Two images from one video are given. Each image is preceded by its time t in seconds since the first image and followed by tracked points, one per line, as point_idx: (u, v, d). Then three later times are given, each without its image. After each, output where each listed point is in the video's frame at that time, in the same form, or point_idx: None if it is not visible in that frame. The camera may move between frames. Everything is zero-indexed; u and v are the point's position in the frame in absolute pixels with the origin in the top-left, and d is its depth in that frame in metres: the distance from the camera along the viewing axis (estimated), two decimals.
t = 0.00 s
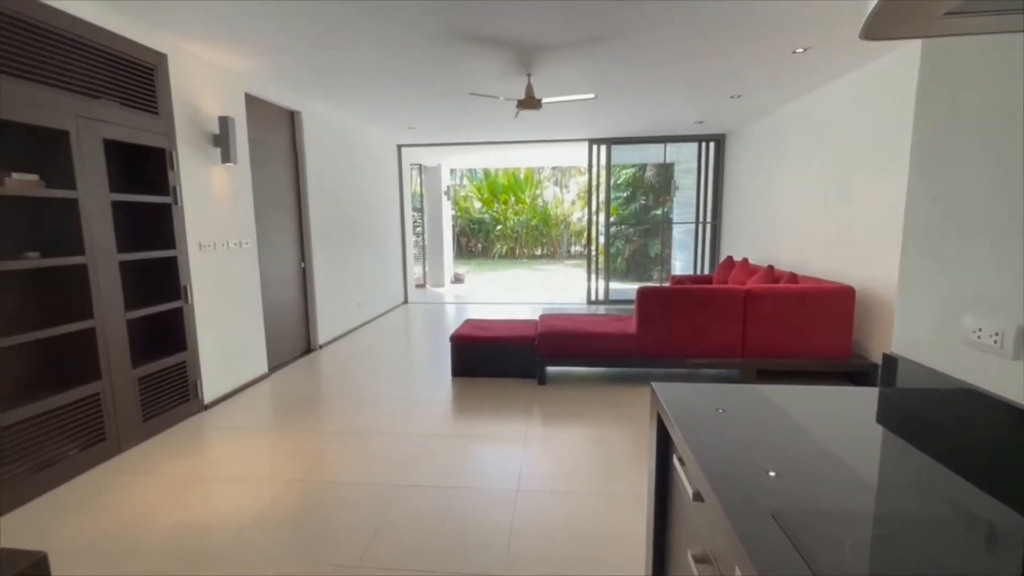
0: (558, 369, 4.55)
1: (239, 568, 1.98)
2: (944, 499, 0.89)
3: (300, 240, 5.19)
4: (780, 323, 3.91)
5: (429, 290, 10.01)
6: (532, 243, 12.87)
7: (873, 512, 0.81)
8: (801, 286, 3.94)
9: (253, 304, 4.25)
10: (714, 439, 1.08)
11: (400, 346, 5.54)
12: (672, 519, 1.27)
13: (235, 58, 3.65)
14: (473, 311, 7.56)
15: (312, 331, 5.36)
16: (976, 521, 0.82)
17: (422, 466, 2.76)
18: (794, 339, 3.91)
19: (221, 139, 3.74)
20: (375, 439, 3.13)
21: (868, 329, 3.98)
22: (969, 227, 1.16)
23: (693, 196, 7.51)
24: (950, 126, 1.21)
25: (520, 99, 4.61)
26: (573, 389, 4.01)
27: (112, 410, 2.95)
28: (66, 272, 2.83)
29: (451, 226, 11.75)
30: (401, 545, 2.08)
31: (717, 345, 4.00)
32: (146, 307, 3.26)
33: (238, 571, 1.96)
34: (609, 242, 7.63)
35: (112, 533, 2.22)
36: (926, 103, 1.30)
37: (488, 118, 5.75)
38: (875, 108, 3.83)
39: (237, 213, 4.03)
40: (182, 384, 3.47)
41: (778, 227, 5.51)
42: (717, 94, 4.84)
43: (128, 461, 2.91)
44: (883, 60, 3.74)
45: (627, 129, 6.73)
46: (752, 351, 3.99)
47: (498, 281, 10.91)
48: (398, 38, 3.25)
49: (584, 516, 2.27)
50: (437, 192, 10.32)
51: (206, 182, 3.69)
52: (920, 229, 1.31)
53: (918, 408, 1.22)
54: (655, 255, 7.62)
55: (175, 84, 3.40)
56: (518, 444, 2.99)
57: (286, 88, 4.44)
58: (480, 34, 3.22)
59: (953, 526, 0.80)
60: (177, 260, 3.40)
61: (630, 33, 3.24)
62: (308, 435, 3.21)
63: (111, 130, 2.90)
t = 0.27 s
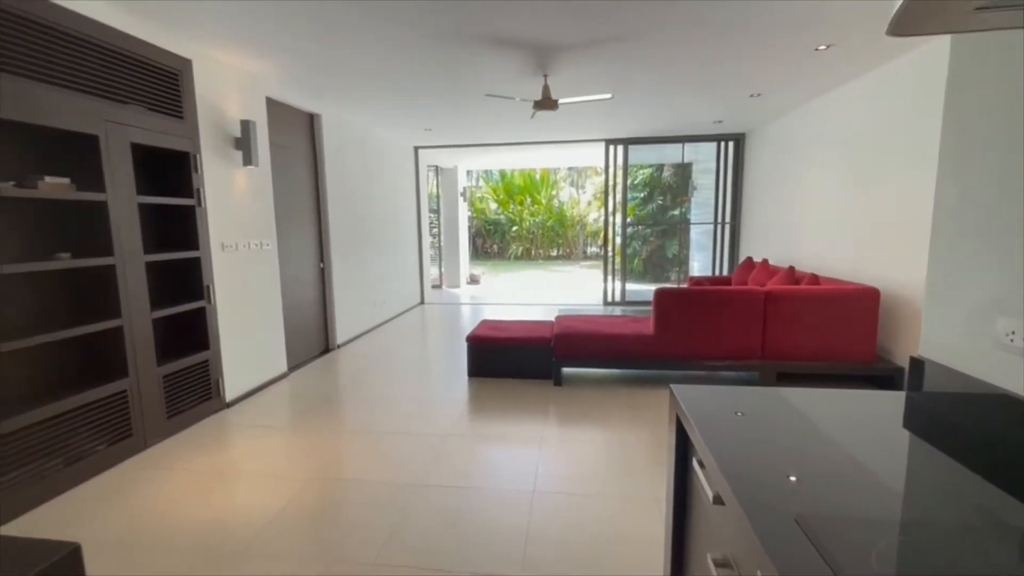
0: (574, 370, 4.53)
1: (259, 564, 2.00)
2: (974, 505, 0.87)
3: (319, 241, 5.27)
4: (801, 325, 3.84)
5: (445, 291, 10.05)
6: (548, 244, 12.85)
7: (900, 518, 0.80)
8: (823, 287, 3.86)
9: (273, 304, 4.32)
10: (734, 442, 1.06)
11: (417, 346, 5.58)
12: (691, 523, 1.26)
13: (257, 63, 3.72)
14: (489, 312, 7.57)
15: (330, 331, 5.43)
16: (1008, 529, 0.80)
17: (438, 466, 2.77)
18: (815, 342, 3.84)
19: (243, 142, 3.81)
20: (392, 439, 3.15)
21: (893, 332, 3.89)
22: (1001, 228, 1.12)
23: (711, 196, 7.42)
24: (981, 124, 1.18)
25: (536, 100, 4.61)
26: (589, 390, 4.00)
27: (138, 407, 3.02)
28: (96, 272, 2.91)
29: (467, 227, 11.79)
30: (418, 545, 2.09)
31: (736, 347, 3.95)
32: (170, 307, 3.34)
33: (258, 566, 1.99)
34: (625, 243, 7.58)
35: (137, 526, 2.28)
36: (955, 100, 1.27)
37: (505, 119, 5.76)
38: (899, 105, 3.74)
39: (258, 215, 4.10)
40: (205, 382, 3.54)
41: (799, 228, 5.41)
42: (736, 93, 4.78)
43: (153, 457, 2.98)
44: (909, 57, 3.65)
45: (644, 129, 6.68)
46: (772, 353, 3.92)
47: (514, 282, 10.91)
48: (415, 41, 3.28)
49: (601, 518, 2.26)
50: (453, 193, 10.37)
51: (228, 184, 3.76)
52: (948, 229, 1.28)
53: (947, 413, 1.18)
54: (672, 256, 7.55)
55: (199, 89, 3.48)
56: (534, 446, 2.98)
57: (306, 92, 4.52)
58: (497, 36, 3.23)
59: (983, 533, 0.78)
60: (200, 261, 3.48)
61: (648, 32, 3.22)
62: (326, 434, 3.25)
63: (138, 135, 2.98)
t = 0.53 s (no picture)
0: (592, 372, 4.52)
1: (283, 559, 2.04)
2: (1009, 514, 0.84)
3: (340, 242, 5.35)
4: (826, 328, 3.76)
5: (463, 291, 10.10)
6: (565, 244, 12.82)
7: (931, 527, 0.77)
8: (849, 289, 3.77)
9: (295, 304, 4.40)
10: (757, 446, 1.05)
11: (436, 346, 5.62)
12: (713, 527, 1.25)
13: (281, 67, 3.79)
14: (507, 313, 7.58)
15: (350, 330, 5.50)
16: None
17: (457, 465, 2.78)
18: (841, 345, 3.76)
19: (267, 145, 3.89)
20: (412, 438, 3.18)
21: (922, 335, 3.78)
22: None
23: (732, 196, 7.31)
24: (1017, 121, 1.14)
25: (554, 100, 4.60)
26: (608, 392, 3.97)
27: (167, 403, 3.11)
28: (127, 272, 3.01)
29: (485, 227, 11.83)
30: (438, 544, 2.11)
31: (758, 349, 3.88)
32: (196, 306, 3.43)
33: (281, 562, 2.03)
34: (644, 243, 7.52)
35: (166, 519, 2.34)
36: (990, 97, 1.23)
37: (523, 120, 5.77)
38: (930, 103, 3.65)
39: (281, 216, 4.18)
40: (229, 380, 3.63)
41: (824, 228, 5.30)
42: (759, 91, 4.70)
43: (180, 452, 3.06)
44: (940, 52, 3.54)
45: (664, 129, 6.62)
46: (795, 356, 3.85)
47: (532, 283, 10.91)
48: (435, 44, 3.31)
49: (620, 521, 2.24)
50: (471, 194, 10.42)
51: (253, 186, 3.85)
52: (982, 230, 1.24)
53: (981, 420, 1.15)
54: (692, 256, 7.47)
55: (225, 93, 3.57)
56: (553, 447, 2.98)
57: (328, 96, 4.60)
58: (516, 37, 3.23)
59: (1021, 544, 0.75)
60: (226, 262, 3.56)
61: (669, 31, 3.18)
62: (347, 432, 3.29)
63: (167, 139, 3.06)
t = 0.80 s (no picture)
0: (613, 373, 4.49)
1: (306, 554, 2.08)
2: None
3: (362, 243, 5.42)
4: (855, 330, 3.66)
5: (482, 291, 10.15)
6: (585, 245, 12.76)
7: (967, 536, 0.75)
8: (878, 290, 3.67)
9: (319, 304, 4.48)
10: (783, 451, 1.03)
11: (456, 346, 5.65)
12: (738, 532, 1.23)
13: (305, 72, 3.87)
14: (526, 313, 7.59)
15: (372, 330, 5.58)
16: None
17: (478, 466, 2.80)
18: (871, 349, 3.66)
19: (292, 148, 3.97)
20: (433, 437, 3.21)
21: (957, 339, 3.65)
22: None
23: (757, 195, 7.18)
24: None
25: (575, 100, 4.59)
26: (629, 394, 3.94)
27: (196, 400, 3.20)
28: (159, 272, 3.10)
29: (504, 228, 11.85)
30: (458, 543, 2.12)
31: (783, 352, 3.80)
32: (224, 306, 3.52)
33: (306, 556, 2.07)
34: (666, 244, 7.44)
35: (196, 511, 2.41)
36: None
37: (544, 121, 5.77)
38: (965, 98, 3.52)
39: (306, 218, 4.27)
40: (255, 378, 3.71)
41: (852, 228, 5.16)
42: (784, 88, 4.61)
43: (209, 447, 3.15)
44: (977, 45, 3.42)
45: (686, 128, 6.54)
46: (822, 359, 3.76)
47: (551, 284, 10.89)
48: (457, 46, 3.33)
49: (642, 524, 2.23)
50: (491, 195, 10.46)
51: (278, 189, 3.93)
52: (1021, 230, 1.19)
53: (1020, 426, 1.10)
54: (715, 257, 7.36)
55: (251, 98, 3.65)
56: (574, 449, 2.97)
57: (352, 99, 4.67)
58: (538, 38, 3.23)
59: None
60: (252, 262, 3.65)
61: (692, 29, 3.14)
62: (369, 431, 3.34)
63: (196, 142, 3.15)
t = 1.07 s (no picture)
0: (635, 374, 4.44)
1: (331, 550, 2.12)
2: None
3: (386, 243, 5.49)
4: (888, 333, 3.55)
5: (504, 292, 10.17)
6: (607, 245, 12.67)
7: (1011, 546, 0.72)
8: (913, 292, 3.55)
9: (343, 303, 4.55)
10: (813, 456, 1.00)
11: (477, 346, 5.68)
12: (766, 537, 1.20)
13: (331, 75, 3.94)
14: (547, 313, 7.57)
15: (395, 329, 5.64)
16: None
17: (499, 465, 2.80)
18: (905, 352, 3.54)
19: (318, 150, 4.05)
20: (455, 437, 3.23)
21: (998, 342, 3.51)
22: None
23: (784, 194, 7.02)
24: None
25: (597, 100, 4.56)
26: (651, 396, 3.90)
27: (226, 396, 3.29)
28: (191, 272, 3.20)
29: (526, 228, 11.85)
30: (479, 542, 2.13)
31: (812, 355, 3.71)
32: (252, 304, 3.61)
33: (331, 552, 2.11)
34: (689, 244, 7.33)
35: (225, 506, 2.48)
36: None
37: (566, 121, 5.75)
38: (1007, 92, 3.38)
39: (331, 218, 4.34)
40: (282, 375, 3.79)
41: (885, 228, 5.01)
42: (813, 85, 4.50)
43: (238, 442, 3.23)
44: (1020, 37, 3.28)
45: (711, 126, 6.43)
46: (853, 363, 3.65)
47: (573, 284, 10.85)
48: (480, 47, 3.35)
49: (666, 527, 2.20)
50: (512, 195, 10.47)
51: (305, 190, 4.01)
52: None
53: None
54: (740, 258, 7.22)
55: (279, 102, 3.74)
56: (595, 450, 2.95)
57: (376, 101, 4.74)
58: (560, 38, 3.22)
59: None
60: (279, 262, 3.73)
61: (718, 26, 3.09)
62: (392, 429, 3.38)
63: (227, 146, 3.24)
